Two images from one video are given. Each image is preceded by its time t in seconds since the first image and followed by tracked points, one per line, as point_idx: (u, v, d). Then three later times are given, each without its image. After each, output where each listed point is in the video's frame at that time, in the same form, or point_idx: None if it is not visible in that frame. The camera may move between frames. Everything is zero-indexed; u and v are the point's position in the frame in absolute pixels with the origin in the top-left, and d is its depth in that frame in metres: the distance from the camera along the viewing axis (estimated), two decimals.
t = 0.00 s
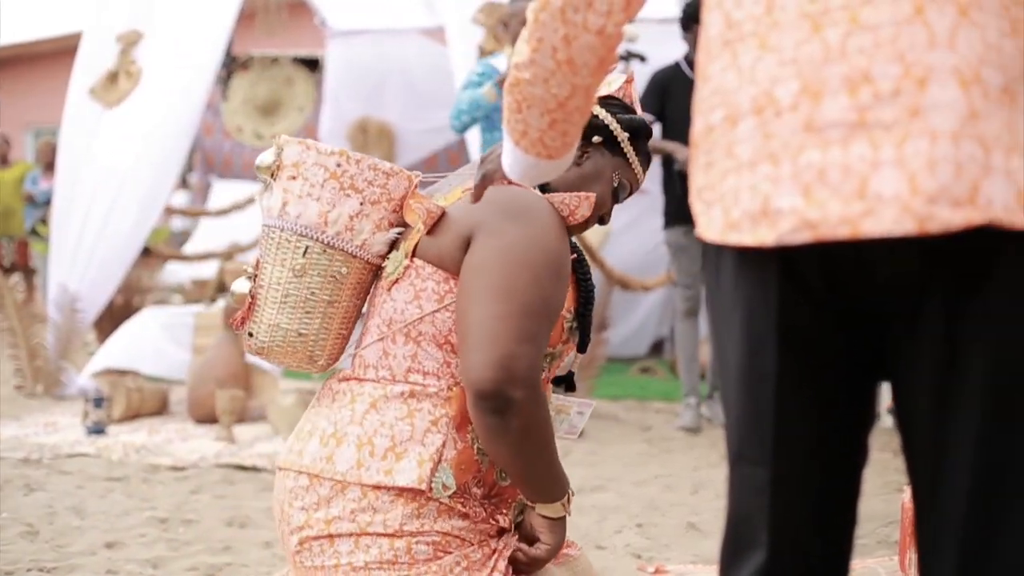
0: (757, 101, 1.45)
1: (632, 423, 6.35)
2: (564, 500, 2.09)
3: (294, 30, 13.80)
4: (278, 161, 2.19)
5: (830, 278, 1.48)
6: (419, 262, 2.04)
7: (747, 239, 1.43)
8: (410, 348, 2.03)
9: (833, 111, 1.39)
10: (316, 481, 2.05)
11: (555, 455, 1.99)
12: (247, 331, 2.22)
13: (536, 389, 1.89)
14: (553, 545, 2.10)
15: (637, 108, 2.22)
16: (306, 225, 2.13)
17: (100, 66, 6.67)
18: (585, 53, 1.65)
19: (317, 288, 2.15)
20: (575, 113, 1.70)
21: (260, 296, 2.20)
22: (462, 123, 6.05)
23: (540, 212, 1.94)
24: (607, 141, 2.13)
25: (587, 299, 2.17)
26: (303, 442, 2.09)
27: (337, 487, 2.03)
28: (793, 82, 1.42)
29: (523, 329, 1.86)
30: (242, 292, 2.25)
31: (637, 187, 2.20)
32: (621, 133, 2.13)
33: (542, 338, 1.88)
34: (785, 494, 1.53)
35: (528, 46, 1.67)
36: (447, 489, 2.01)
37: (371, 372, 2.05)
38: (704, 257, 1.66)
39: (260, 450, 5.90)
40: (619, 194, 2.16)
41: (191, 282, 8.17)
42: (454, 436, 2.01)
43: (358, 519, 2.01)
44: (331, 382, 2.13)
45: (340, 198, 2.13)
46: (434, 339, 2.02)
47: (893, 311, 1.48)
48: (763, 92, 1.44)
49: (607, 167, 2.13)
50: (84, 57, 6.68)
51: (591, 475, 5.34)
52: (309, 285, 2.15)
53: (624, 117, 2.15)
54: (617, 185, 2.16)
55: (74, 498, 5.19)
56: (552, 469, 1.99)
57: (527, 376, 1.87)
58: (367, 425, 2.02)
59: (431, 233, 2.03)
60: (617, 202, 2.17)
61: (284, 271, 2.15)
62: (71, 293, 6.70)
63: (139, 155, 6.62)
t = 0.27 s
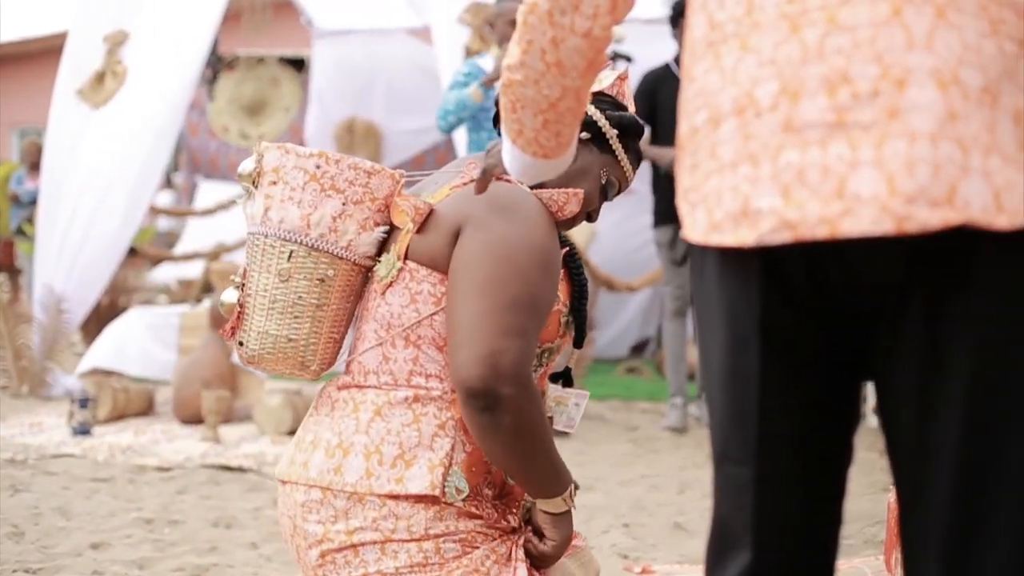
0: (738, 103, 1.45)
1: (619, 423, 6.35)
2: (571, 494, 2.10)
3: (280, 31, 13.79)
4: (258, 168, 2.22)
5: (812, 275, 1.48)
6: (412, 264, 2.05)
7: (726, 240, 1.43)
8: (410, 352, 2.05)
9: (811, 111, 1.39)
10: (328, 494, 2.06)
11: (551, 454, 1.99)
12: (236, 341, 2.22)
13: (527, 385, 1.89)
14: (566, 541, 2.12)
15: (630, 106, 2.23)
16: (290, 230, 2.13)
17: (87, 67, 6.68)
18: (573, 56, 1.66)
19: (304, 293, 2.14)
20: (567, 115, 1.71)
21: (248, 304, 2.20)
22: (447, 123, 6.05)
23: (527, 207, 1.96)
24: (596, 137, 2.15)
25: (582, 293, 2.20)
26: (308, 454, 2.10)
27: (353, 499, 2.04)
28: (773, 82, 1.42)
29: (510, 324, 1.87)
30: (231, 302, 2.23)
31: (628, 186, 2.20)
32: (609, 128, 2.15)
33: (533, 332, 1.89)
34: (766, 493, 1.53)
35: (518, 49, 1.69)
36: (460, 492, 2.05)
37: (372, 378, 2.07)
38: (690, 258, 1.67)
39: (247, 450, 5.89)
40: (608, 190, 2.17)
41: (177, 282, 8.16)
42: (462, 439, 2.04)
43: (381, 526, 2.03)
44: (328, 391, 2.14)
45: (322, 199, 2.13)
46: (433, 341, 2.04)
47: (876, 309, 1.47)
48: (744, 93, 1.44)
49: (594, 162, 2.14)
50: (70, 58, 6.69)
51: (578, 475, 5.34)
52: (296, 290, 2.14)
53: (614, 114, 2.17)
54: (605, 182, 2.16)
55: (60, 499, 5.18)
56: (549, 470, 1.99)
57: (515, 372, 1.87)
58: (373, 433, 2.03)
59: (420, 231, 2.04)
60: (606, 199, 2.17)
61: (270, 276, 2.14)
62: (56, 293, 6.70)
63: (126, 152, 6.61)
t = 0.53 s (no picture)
0: (716, 103, 1.44)
1: (604, 423, 6.36)
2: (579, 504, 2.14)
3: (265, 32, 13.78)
4: (251, 180, 2.20)
5: (794, 276, 1.48)
6: (424, 277, 2.06)
7: (704, 240, 1.43)
8: (424, 367, 2.06)
9: (788, 112, 1.38)
10: (351, 520, 2.06)
11: (558, 460, 2.01)
12: (239, 361, 2.21)
13: (537, 392, 1.91)
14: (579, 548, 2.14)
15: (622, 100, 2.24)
16: (292, 245, 2.13)
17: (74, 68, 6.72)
18: (559, 56, 1.66)
19: (309, 310, 2.15)
20: (555, 114, 1.72)
21: (250, 324, 2.19)
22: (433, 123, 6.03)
23: (534, 212, 1.98)
24: (590, 133, 2.15)
25: (587, 297, 2.21)
26: (322, 476, 2.10)
27: (380, 526, 2.04)
28: (750, 83, 1.42)
29: (520, 332, 1.89)
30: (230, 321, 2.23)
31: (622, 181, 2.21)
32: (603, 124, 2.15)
33: (542, 341, 1.91)
34: (750, 491, 1.53)
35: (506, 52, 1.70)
36: (483, 510, 2.07)
37: (385, 396, 2.08)
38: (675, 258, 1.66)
39: (233, 451, 5.88)
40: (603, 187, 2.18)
41: (161, 281, 8.15)
42: (481, 455, 2.07)
43: (412, 555, 2.04)
44: (334, 408, 2.15)
45: (324, 212, 2.13)
46: (447, 355, 2.06)
47: (858, 309, 1.47)
48: (722, 94, 1.44)
49: (588, 161, 2.15)
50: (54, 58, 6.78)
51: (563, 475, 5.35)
52: (300, 309, 2.15)
53: (607, 110, 2.17)
54: (600, 180, 2.17)
55: (45, 500, 5.17)
56: (557, 479, 2.01)
57: (527, 381, 1.89)
58: (392, 455, 2.04)
59: (429, 240, 2.04)
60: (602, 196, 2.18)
61: (272, 295, 2.15)
62: (42, 293, 6.65)
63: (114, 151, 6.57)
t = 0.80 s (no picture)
0: (694, 103, 1.45)
1: (590, 423, 6.36)
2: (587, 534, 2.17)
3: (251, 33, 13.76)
4: (274, 181, 2.16)
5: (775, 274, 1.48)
6: (442, 296, 2.08)
7: (680, 238, 1.43)
8: (436, 388, 2.09)
9: (766, 112, 1.39)
10: (349, 538, 2.09)
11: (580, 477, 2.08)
12: (248, 370, 2.21)
13: (569, 420, 1.98)
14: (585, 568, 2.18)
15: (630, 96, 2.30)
16: (320, 258, 2.12)
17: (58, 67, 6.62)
18: (543, 55, 1.70)
19: (328, 325, 2.15)
20: (538, 113, 1.76)
21: (262, 334, 2.18)
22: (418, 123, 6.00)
23: (562, 236, 2.01)
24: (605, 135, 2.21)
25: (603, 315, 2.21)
26: (323, 491, 2.13)
27: (379, 545, 2.07)
28: (728, 82, 1.42)
29: (554, 365, 1.95)
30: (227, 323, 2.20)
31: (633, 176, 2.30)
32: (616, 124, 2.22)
33: (573, 367, 1.97)
34: (735, 492, 1.52)
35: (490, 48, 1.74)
36: (486, 537, 2.09)
37: (394, 415, 2.11)
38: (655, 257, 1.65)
39: (218, 451, 5.88)
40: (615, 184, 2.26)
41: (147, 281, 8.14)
42: (488, 480, 2.10)
43: None
44: (340, 422, 2.17)
45: (354, 226, 2.12)
46: (462, 377, 2.09)
47: (840, 309, 1.47)
48: (701, 93, 1.44)
49: (603, 163, 2.22)
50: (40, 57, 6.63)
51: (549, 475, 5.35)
52: (320, 322, 2.15)
53: (619, 109, 2.24)
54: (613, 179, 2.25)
55: (29, 500, 5.16)
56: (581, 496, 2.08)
57: (564, 411, 1.96)
58: (398, 475, 2.07)
59: (455, 263, 2.04)
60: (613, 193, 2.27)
61: (294, 308, 2.14)
62: (26, 293, 6.65)
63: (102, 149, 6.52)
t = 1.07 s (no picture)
0: (671, 103, 1.45)
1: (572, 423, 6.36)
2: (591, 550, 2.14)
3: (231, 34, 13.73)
4: (286, 184, 2.14)
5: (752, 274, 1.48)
6: (430, 312, 2.08)
7: (656, 238, 1.43)
8: (416, 404, 2.09)
9: (744, 113, 1.38)
10: (319, 544, 2.10)
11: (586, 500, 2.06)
12: (239, 369, 2.23)
13: (572, 453, 1.97)
14: None
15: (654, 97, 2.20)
16: (323, 272, 2.11)
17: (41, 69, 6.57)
18: (528, 58, 1.71)
19: (319, 334, 2.18)
20: (524, 117, 1.79)
21: (256, 338, 2.19)
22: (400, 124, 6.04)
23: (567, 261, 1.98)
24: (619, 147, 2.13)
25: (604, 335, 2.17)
26: (298, 496, 2.14)
27: (348, 553, 2.08)
28: (706, 83, 1.42)
29: (555, 399, 1.93)
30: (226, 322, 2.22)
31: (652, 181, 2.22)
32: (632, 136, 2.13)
33: (576, 394, 1.95)
34: (712, 489, 1.53)
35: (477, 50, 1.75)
36: (457, 559, 2.08)
37: (373, 426, 2.12)
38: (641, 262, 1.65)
39: (200, 452, 5.87)
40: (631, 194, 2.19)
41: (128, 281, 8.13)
42: (464, 499, 2.09)
43: None
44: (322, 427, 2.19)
45: (361, 242, 2.11)
46: (442, 396, 2.08)
47: (819, 310, 1.47)
48: (678, 94, 1.44)
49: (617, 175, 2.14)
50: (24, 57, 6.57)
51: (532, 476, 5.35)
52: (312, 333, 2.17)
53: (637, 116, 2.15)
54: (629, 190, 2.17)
55: (11, 501, 5.15)
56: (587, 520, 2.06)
57: (564, 446, 1.95)
58: (371, 487, 2.08)
59: (451, 286, 2.03)
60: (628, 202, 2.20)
61: (292, 320, 2.16)
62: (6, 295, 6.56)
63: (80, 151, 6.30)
